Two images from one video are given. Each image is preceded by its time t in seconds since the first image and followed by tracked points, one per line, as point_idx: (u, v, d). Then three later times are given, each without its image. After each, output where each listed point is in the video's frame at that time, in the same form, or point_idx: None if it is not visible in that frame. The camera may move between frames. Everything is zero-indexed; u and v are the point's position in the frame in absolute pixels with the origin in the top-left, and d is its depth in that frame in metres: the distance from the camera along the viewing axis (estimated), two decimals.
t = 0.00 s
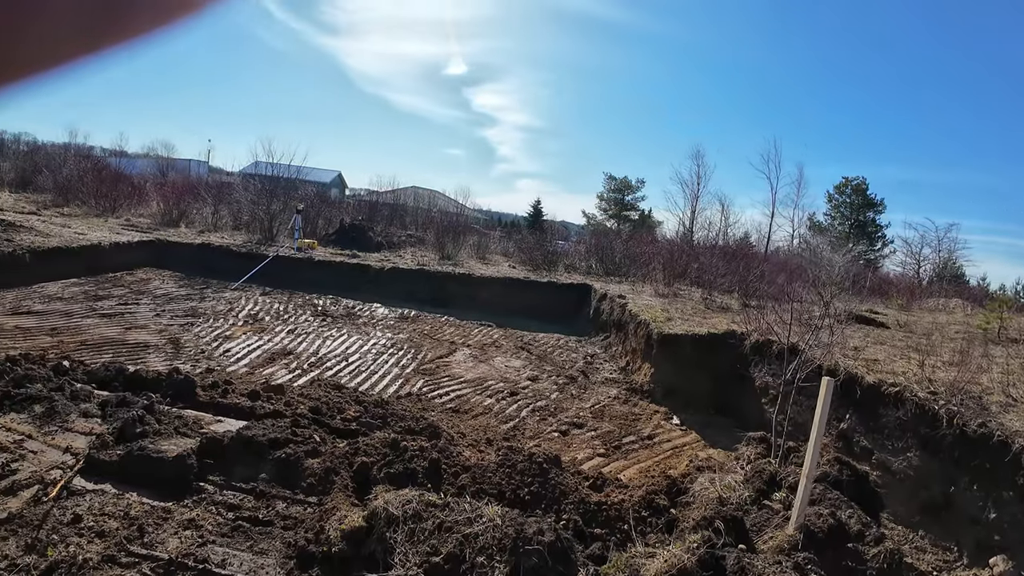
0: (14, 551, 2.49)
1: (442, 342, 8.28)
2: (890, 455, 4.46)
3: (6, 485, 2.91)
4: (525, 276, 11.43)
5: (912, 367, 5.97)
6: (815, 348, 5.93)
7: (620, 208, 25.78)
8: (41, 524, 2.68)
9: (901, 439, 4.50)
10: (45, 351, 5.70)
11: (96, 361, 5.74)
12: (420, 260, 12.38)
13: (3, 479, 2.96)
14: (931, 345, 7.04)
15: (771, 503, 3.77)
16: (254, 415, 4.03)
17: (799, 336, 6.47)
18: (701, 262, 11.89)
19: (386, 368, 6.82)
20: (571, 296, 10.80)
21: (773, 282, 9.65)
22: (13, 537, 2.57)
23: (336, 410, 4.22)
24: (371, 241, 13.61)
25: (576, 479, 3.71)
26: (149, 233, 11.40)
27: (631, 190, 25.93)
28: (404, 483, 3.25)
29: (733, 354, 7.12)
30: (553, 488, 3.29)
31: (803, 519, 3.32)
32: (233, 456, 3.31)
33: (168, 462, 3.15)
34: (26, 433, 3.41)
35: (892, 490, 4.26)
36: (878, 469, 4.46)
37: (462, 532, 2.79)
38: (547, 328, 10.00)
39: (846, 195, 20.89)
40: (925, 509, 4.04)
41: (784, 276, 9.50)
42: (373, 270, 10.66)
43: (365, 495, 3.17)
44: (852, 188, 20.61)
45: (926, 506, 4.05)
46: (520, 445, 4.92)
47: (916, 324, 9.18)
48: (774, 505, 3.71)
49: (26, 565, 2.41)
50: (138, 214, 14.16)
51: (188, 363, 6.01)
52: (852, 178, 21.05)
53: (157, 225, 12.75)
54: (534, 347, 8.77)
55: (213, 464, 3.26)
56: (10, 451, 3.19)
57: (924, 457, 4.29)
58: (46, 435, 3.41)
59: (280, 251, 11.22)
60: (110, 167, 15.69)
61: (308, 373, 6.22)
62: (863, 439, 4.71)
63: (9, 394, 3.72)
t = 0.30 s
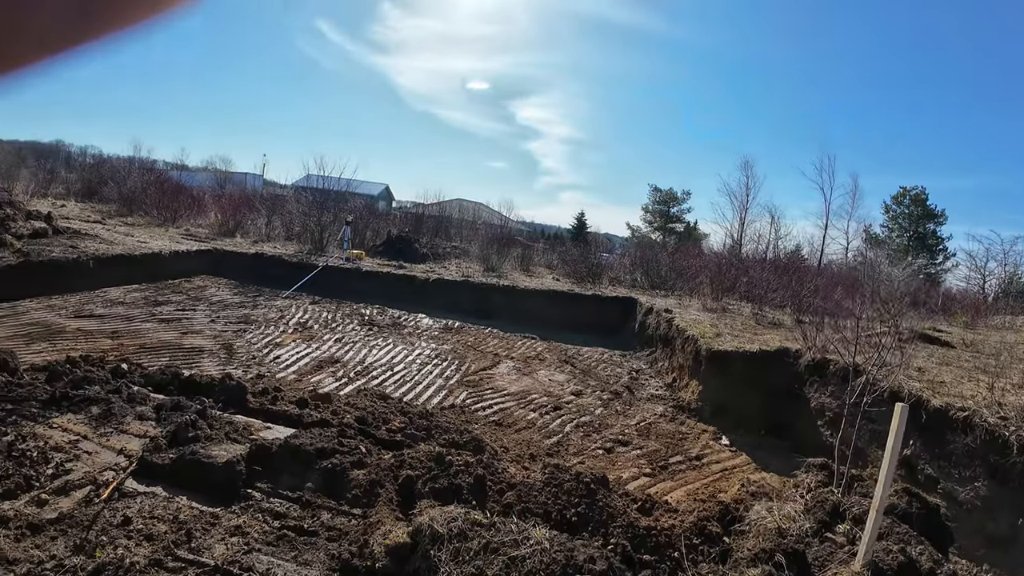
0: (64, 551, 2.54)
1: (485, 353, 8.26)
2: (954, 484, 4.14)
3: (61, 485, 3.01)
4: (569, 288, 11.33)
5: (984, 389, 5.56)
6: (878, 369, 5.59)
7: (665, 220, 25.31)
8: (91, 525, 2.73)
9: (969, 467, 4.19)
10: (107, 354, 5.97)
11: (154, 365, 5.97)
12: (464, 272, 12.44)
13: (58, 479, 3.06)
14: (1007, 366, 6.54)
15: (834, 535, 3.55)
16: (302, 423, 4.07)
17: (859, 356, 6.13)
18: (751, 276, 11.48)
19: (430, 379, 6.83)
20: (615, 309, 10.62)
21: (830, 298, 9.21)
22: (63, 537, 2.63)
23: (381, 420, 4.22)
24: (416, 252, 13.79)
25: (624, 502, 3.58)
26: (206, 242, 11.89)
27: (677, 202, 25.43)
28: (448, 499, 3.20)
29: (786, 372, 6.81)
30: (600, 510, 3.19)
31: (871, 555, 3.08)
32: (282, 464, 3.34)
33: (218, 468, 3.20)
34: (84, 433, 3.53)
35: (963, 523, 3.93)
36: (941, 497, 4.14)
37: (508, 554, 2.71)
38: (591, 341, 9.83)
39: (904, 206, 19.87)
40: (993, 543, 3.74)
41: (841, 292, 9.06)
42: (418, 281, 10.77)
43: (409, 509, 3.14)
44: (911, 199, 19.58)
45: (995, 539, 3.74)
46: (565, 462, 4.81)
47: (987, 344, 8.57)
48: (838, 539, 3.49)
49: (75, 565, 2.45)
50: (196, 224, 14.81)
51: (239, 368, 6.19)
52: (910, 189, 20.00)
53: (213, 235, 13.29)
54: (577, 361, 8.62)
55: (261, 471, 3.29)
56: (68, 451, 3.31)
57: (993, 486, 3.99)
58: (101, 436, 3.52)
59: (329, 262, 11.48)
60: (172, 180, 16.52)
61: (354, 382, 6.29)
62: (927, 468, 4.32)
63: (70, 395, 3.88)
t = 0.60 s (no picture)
0: (100, 553, 2.58)
1: (517, 363, 8.20)
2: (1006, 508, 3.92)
3: (98, 487, 3.06)
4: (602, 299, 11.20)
5: None
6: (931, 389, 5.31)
7: (699, 230, 24.85)
8: (127, 527, 2.77)
9: None
10: (149, 356, 6.13)
11: (193, 368, 6.11)
12: (497, 281, 12.45)
13: (97, 480, 3.12)
14: None
15: (885, 564, 3.36)
16: (337, 431, 4.08)
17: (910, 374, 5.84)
18: (790, 288, 11.14)
19: (462, 388, 6.80)
20: (649, 320, 10.45)
21: (875, 312, 8.86)
22: (99, 540, 2.67)
23: (414, 429, 4.20)
24: (449, 261, 13.87)
25: (662, 522, 3.48)
26: (246, 249, 12.19)
27: (712, 211, 24.95)
28: (483, 513, 3.14)
29: (828, 389, 6.61)
30: (638, 531, 3.11)
31: None
32: (316, 472, 3.33)
33: (254, 474, 3.22)
34: (124, 435, 3.61)
35: (1018, 551, 3.69)
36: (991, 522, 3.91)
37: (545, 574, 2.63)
38: (624, 353, 9.68)
39: (949, 215, 19.05)
40: None
41: (888, 306, 8.70)
42: (451, 289, 10.80)
43: (443, 522, 3.09)
44: (957, 208, 18.74)
45: None
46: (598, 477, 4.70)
47: None
48: (891, 569, 3.29)
49: (110, 568, 2.49)
50: (236, 231, 15.23)
51: (275, 373, 6.28)
52: (956, 197, 19.17)
53: (252, 242, 13.63)
54: (610, 373, 8.48)
55: (296, 478, 3.29)
56: (108, 453, 3.38)
57: None
58: (141, 438, 3.59)
59: (364, 269, 11.63)
60: (214, 189, 17.04)
61: (387, 389, 6.32)
62: (977, 491, 4.05)
63: (112, 398, 3.97)
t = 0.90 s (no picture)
0: (123, 556, 2.59)
1: (540, 371, 8.13)
2: None
3: (124, 489, 3.09)
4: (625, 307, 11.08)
5: None
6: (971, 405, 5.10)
7: (724, 238, 24.47)
8: (151, 531, 2.78)
9: None
10: (177, 358, 6.23)
11: (219, 371, 6.18)
12: (519, 288, 12.42)
13: (122, 482, 3.15)
14: None
15: None
16: (360, 437, 4.07)
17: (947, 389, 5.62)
18: (819, 297, 10.86)
19: (484, 396, 6.75)
20: (673, 328, 10.28)
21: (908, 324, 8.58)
22: (122, 543, 2.68)
23: (437, 437, 4.17)
24: (472, 267, 13.88)
25: (690, 539, 3.39)
26: (272, 253, 12.36)
27: (737, 219, 24.55)
28: (507, 526, 3.09)
29: (859, 402, 6.36)
30: (666, 548, 3.03)
31: None
32: (340, 479, 3.32)
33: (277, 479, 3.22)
34: (151, 437, 3.64)
35: None
36: None
37: None
38: (648, 362, 9.54)
39: (981, 224, 18.43)
40: None
41: (922, 318, 8.42)
42: (473, 295, 10.80)
43: (467, 534, 3.05)
44: (990, 216, 18.13)
45: None
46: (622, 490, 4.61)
47: None
48: None
49: (133, 571, 2.49)
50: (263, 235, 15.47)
51: (299, 377, 6.32)
52: (989, 205, 18.56)
53: (278, 247, 13.83)
54: (634, 383, 8.35)
55: (320, 485, 3.28)
56: (134, 455, 3.41)
57: None
58: (167, 441, 3.62)
59: (387, 275, 11.70)
60: (241, 194, 17.35)
61: (411, 395, 6.31)
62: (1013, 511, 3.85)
63: (140, 399, 4.02)
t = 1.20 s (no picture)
0: (130, 557, 2.58)
1: (549, 376, 8.07)
2: None
3: (133, 489, 3.08)
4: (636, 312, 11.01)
5: None
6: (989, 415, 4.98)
7: (736, 243, 24.27)
8: (159, 532, 2.77)
9: None
10: (188, 358, 6.26)
11: (229, 371, 6.20)
12: (529, 291, 12.38)
13: (131, 482, 3.14)
14: None
15: None
16: (369, 441, 4.05)
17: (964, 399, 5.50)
18: (832, 303, 10.72)
19: (493, 400, 6.71)
20: (684, 334, 10.21)
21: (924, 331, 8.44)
22: (129, 543, 2.67)
23: (446, 442, 4.14)
24: (482, 270, 13.86)
25: (702, 549, 3.33)
26: (283, 255, 12.41)
27: (749, 223, 24.33)
28: (516, 533, 3.05)
29: (873, 410, 6.27)
30: (677, 558, 2.98)
31: None
32: (348, 483, 3.29)
33: (286, 482, 3.20)
34: (160, 438, 3.64)
35: None
36: None
37: None
38: (658, 367, 9.47)
39: (997, 229, 18.12)
40: None
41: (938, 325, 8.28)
42: (483, 298, 10.78)
43: (476, 541, 3.01)
44: (1006, 222, 17.79)
45: None
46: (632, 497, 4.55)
47: None
48: None
49: (140, 572, 2.48)
50: (274, 236, 15.55)
51: (309, 378, 6.32)
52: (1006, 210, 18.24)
53: (289, 248, 13.90)
54: (644, 388, 8.27)
55: (328, 489, 3.26)
56: (143, 455, 3.41)
57: None
58: (176, 441, 3.62)
59: (397, 277, 11.71)
60: (253, 196, 17.46)
61: (420, 399, 6.28)
62: None
63: (150, 400, 4.03)
